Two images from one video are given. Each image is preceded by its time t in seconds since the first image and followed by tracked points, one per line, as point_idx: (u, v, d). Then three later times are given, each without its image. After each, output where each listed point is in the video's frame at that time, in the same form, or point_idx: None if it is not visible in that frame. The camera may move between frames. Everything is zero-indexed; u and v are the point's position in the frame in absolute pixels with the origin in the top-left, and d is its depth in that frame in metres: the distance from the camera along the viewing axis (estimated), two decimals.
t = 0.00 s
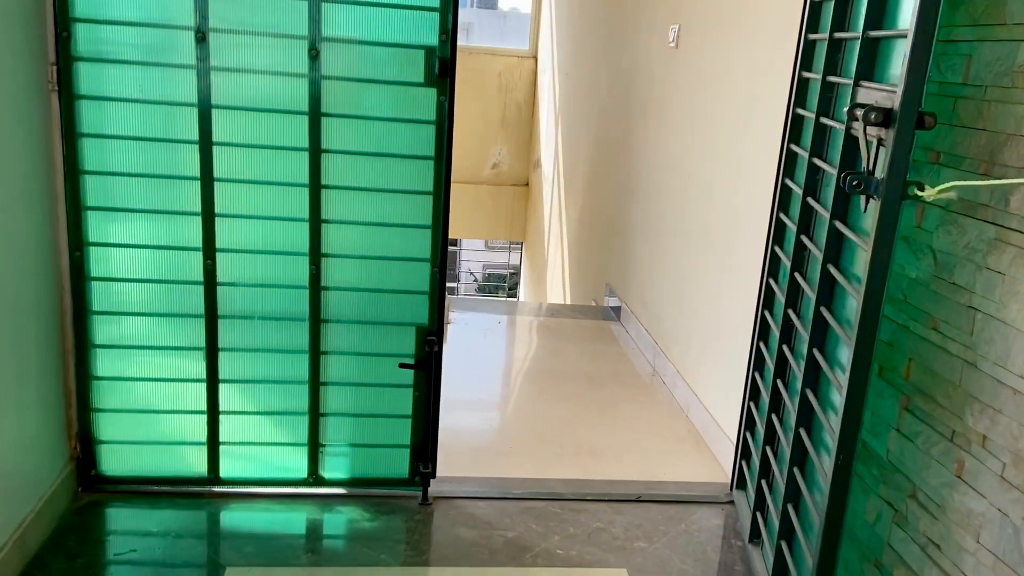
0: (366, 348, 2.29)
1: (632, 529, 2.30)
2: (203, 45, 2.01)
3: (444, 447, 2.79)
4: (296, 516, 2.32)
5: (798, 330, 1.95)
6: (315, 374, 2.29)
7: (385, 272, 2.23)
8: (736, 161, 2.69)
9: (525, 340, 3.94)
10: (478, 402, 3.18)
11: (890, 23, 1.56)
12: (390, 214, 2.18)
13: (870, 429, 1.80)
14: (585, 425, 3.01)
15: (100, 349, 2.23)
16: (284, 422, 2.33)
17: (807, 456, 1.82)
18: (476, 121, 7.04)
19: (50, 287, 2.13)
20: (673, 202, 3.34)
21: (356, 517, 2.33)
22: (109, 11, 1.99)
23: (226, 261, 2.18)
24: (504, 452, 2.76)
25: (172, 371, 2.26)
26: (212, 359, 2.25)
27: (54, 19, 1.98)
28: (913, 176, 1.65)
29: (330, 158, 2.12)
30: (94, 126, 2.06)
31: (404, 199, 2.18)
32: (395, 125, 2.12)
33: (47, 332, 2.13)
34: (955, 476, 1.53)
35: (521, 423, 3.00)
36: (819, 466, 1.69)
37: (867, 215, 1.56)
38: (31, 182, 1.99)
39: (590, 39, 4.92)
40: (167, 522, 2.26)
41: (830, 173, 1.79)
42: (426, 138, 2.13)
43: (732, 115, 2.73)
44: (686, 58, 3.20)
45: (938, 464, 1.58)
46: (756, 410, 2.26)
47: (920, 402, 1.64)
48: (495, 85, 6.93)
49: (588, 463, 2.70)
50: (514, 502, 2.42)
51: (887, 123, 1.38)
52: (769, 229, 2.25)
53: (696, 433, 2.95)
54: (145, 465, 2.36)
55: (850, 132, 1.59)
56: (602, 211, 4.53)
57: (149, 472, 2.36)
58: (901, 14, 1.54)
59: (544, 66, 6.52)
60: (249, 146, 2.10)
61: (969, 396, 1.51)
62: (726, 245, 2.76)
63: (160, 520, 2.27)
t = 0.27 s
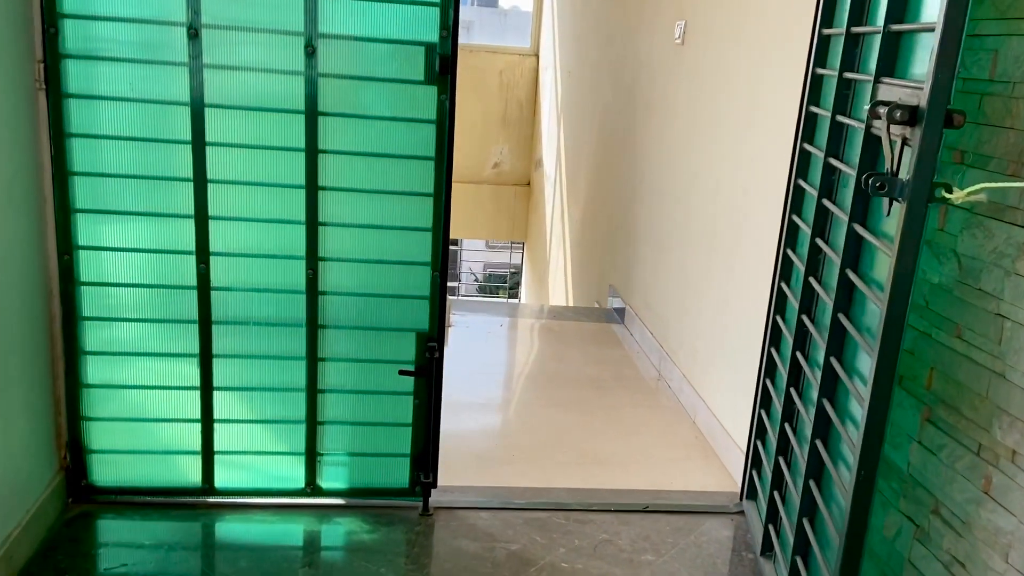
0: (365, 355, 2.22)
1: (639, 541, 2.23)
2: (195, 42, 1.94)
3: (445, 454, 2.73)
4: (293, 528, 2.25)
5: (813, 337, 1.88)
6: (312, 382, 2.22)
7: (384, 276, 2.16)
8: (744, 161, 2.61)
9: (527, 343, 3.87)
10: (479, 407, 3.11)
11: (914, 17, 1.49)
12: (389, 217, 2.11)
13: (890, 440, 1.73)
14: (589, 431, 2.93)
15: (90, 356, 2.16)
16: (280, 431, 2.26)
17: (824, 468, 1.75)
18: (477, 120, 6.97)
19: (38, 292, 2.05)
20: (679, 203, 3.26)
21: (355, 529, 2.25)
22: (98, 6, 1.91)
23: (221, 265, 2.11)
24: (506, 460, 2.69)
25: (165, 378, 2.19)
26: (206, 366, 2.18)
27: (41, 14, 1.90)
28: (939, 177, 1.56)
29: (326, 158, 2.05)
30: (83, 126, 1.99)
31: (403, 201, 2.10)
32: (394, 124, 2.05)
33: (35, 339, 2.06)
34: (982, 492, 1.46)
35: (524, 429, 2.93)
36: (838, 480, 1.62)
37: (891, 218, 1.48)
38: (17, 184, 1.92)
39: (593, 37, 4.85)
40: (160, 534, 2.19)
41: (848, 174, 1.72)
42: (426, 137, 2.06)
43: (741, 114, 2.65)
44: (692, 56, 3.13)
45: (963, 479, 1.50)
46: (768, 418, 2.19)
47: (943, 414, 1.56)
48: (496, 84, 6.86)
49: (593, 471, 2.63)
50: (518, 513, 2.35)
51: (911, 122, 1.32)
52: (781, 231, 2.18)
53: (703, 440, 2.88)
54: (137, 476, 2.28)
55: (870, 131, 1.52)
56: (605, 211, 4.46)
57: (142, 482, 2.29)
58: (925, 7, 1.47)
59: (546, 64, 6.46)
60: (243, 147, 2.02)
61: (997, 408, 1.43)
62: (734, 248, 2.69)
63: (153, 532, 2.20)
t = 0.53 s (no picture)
0: (363, 362, 2.15)
1: (647, 554, 2.16)
2: (186, 39, 1.87)
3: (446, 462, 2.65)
4: (289, 541, 2.18)
5: (829, 345, 1.80)
6: (309, 390, 2.15)
7: (383, 281, 2.08)
8: (754, 162, 2.54)
9: (529, 346, 3.79)
10: (480, 412, 3.04)
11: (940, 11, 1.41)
12: (387, 219, 2.04)
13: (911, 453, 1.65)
14: (594, 438, 2.86)
15: (80, 364, 2.08)
16: (276, 440, 2.19)
17: (842, 482, 1.67)
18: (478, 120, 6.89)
19: (24, 299, 1.98)
20: (685, 203, 3.19)
21: (354, 541, 2.18)
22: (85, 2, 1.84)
23: (214, 270, 2.04)
24: (509, 468, 2.62)
25: (157, 387, 2.12)
26: (199, 374, 2.11)
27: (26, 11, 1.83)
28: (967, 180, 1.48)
29: (323, 159, 1.98)
30: (70, 126, 1.92)
31: (402, 203, 2.03)
32: (393, 123, 1.98)
33: (22, 347, 1.99)
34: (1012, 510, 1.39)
35: (527, 436, 2.85)
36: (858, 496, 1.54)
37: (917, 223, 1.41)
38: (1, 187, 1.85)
39: (596, 35, 4.77)
40: (151, 548, 2.12)
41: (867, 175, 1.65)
42: (426, 138, 1.99)
43: (750, 112, 2.58)
44: (699, 53, 3.05)
45: (991, 495, 1.43)
46: (780, 427, 2.12)
47: (968, 426, 1.49)
48: (498, 83, 6.79)
49: (598, 480, 2.56)
50: (521, 525, 2.27)
51: (941, 121, 1.24)
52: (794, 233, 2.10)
53: (711, 447, 2.81)
54: (128, 487, 2.21)
55: (893, 131, 1.45)
56: (608, 212, 4.39)
57: (133, 494, 2.22)
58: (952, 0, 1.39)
59: (547, 63, 6.38)
60: (237, 148, 1.95)
61: None
62: (743, 250, 2.61)
63: (144, 546, 2.13)
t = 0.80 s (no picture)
0: (362, 367, 2.10)
1: (653, 564, 2.11)
2: (181, 38, 1.82)
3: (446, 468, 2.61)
4: (287, 550, 2.13)
5: (841, 351, 1.75)
6: (307, 396, 2.10)
7: (382, 285, 2.04)
8: (760, 162, 2.49)
9: (530, 349, 3.74)
10: (480, 416, 2.99)
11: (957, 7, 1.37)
12: (386, 222, 1.99)
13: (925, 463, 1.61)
14: (597, 444, 2.81)
15: (72, 370, 2.04)
16: (273, 448, 2.14)
17: (855, 493, 1.63)
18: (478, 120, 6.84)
19: (15, 304, 1.93)
20: (689, 204, 3.14)
21: (352, 551, 2.13)
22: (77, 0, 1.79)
23: (210, 274, 1.99)
24: (510, 474, 2.57)
25: (152, 393, 2.07)
26: (194, 380, 2.06)
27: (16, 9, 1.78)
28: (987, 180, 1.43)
29: (320, 161, 1.93)
30: (62, 127, 1.87)
31: (401, 205, 1.98)
32: (392, 124, 1.93)
33: (13, 353, 1.94)
34: None
35: (529, 441, 2.80)
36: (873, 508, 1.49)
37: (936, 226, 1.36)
38: None
39: (598, 34, 4.72)
40: (146, 558, 2.07)
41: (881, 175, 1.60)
42: (426, 138, 1.94)
43: (757, 112, 2.53)
44: (703, 52, 3.01)
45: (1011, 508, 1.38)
46: (789, 434, 2.07)
47: (986, 436, 1.44)
48: (499, 83, 6.74)
49: (602, 487, 2.51)
50: (524, 534, 2.22)
51: (960, 120, 1.20)
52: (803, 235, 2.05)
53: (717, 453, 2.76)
54: (122, 496, 2.16)
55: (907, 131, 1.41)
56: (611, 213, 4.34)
57: (127, 503, 2.17)
58: None
59: (549, 63, 6.33)
60: (232, 149, 1.90)
61: None
62: (749, 252, 2.56)
63: (138, 556, 2.08)
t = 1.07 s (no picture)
0: (356, 380, 2.03)
1: None
2: (167, 40, 1.75)
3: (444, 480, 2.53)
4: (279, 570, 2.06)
5: (855, 364, 1.68)
6: (300, 410, 2.03)
7: (376, 295, 1.97)
8: (768, 166, 2.42)
9: (531, 354, 3.67)
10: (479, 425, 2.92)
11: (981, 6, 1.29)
12: (381, 230, 1.92)
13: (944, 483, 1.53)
14: (600, 455, 2.74)
15: (57, 384, 1.96)
16: (265, 464, 2.07)
17: (871, 515, 1.55)
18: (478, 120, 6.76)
19: None
20: (693, 208, 3.07)
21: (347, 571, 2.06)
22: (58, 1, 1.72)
23: (198, 285, 1.92)
24: (510, 487, 2.50)
25: (139, 408, 2.00)
26: (183, 395, 1.99)
27: None
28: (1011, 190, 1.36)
29: (311, 167, 1.86)
30: (43, 133, 1.79)
31: (396, 212, 1.91)
32: (387, 129, 1.86)
33: None
34: None
35: (529, 452, 2.73)
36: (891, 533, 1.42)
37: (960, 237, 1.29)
38: None
39: (599, 33, 4.64)
40: None
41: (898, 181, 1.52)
42: (421, 144, 1.87)
43: (763, 114, 2.46)
44: (708, 51, 2.93)
45: None
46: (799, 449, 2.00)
47: (1009, 458, 1.37)
48: (499, 83, 6.66)
49: (604, 501, 2.43)
50: (524, 551, 2.15)
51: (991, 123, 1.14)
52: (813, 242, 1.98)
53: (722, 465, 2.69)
54: (109, 513, 2.09)
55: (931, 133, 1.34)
56: (612, 216, 4.27)
57: (115, 520, 2.10)
58: None
59: (549, 63, 6.26)
60: (221, 155, 1.83)
61: None
62: (756, 258, 2.49)
63: None
